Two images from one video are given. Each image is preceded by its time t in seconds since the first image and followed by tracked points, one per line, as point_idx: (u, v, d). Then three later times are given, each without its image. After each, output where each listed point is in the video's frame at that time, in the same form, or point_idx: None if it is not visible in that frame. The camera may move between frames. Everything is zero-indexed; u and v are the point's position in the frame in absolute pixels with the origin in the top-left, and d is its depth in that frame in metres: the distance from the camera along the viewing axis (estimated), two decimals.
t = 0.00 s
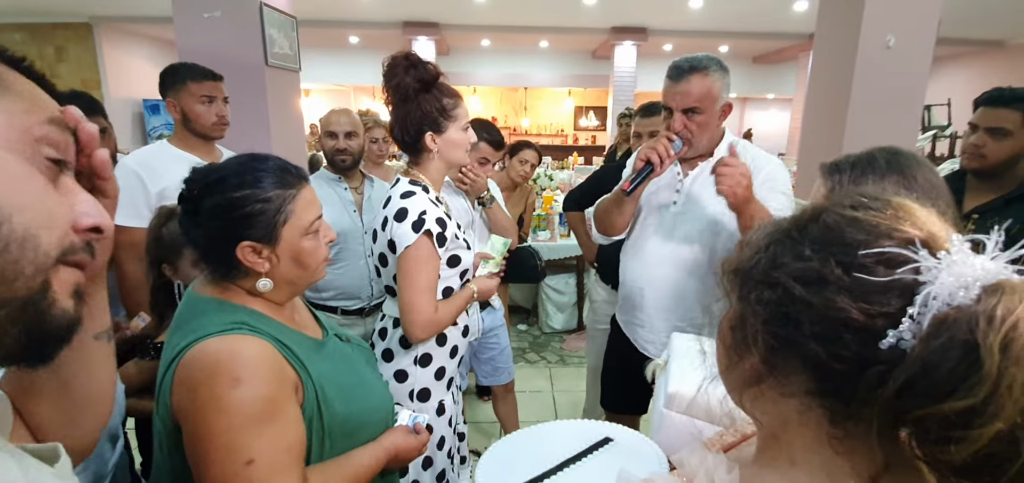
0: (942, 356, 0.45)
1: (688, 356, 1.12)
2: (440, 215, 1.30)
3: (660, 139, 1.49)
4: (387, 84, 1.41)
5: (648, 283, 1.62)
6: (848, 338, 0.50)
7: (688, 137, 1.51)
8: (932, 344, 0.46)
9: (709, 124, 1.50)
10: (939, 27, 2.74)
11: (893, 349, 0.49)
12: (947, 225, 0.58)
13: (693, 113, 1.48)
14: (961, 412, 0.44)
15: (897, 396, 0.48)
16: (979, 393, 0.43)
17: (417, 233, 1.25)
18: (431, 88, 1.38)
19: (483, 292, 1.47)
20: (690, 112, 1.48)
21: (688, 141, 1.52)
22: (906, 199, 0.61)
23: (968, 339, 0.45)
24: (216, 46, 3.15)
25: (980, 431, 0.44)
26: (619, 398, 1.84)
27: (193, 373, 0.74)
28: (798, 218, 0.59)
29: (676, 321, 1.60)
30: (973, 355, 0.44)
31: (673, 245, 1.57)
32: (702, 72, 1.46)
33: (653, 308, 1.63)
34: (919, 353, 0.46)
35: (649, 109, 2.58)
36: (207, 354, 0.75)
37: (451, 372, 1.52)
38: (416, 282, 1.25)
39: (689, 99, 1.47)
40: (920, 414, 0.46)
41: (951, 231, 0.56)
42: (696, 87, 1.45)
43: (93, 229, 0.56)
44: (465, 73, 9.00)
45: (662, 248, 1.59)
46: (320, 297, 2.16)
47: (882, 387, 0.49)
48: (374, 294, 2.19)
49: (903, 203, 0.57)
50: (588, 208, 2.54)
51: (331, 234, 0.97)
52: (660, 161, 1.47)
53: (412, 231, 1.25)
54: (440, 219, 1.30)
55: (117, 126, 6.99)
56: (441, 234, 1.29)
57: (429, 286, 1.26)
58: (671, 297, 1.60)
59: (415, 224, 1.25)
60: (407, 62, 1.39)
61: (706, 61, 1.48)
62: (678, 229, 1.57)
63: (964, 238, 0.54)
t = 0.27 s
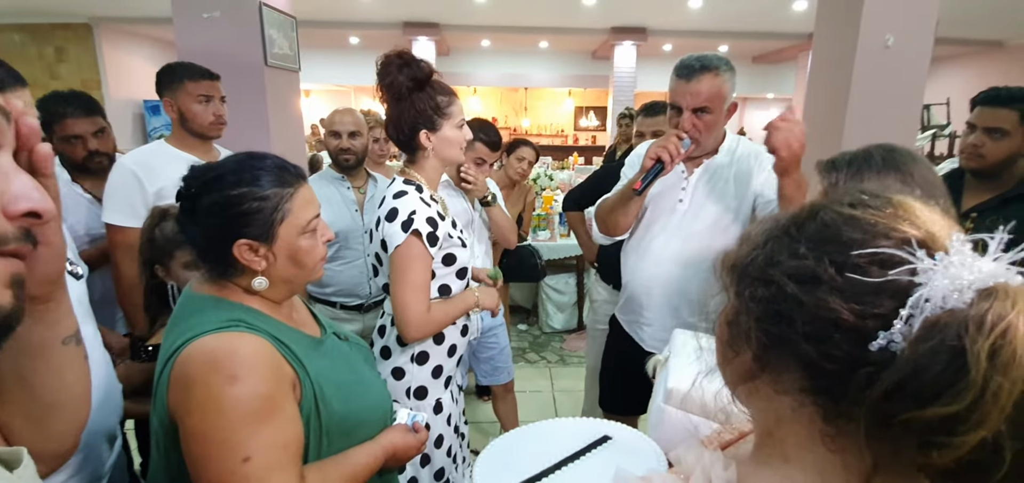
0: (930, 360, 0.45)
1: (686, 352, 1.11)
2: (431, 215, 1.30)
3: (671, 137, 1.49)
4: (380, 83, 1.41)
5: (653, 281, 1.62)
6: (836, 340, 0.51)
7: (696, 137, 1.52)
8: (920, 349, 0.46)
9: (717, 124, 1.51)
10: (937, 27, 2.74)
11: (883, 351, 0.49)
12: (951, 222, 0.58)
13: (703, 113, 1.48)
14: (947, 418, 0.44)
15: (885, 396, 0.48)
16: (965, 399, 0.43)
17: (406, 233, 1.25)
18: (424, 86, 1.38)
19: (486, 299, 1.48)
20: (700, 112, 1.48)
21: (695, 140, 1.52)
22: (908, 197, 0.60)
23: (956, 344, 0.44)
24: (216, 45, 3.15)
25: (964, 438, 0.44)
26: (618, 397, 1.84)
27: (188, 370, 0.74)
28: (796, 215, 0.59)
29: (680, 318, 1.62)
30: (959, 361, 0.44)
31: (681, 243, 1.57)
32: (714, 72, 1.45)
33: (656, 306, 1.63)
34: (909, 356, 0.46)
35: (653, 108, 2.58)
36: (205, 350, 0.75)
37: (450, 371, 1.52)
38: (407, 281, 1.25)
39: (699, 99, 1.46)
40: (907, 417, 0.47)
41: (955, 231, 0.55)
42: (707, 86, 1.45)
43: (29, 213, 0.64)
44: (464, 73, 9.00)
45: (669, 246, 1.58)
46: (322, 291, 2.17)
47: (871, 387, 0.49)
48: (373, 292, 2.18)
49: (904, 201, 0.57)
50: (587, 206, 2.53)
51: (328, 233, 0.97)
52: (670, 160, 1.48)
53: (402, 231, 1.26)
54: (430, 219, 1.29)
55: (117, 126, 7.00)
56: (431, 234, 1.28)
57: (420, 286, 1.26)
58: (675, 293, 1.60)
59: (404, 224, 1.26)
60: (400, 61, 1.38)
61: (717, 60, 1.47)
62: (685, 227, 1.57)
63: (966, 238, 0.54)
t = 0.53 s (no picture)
0: (893, 371, 0.46)
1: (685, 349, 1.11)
2: (426, 216, 1.30)
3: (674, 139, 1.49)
4: (381, 82, 1.42)
5: (654, 280, 1.62)
6: (809, 346, 0.51)
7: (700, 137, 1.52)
8: (888, 358, 0.46)
9: (721, 121, 1.51)
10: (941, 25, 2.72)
11: (857, 357, 0.49)
12: (949, 225, 0.57)
13: (704, 113, 1.48)
14: (911, 429, 0.46)
15: (856, 400, 0.49)
16: (926, 411, 0.45)
17: (400, 234, 1.26)
18: (422, 86, 1.39)
19: (482, 305, 1.47)
20: (701, 112, 1.49)
21: (699, 140, 1.52)
22: (905, 198, 0.59)
23: (920, 357, 0.45)
24: (218, 47, 3.16)
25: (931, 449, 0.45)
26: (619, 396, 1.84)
27: (191, 369, 0.75)
28: (788, 215, 0.59)
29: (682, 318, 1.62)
30: (922, 373, 0.45)
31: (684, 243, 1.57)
32: (712, 72, 1.46)
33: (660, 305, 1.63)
34: (879, 366, 0.47)
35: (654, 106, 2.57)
36: (204, 349, 0.75)
37: (452, 370, 1.52)
38: (402, 281, 1.26)
39: (700, 99, 1.47)
40: (875, 424, 0.48)
41: (950, 236, 0.54)
42: (707, 86, 1.46)
43: None
44: (466, 73, 9.00)
45: (672, 246, 1.58)
46: (325, 291, 2.19)
47: (844, 392, 0.50)
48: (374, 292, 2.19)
49: (898, 204, 0.56)
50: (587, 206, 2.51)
51: (330, 233, 0.97)
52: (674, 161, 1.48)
53: (395, 231, 1.26)
54: (426, 220, 1.29)
55: (122, 128, 7.03)
56: (427, 235, 1.28)
57: (413, 287, 1.27)
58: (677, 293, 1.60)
59: (398, 225, 1.27)
60: (400, 59, 1.38)
61: (716, 58, 1.48)
62: (688, 228, 1.57)
63: (958, 244, 0.52)
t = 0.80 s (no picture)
0: (901, 378, 0.46)
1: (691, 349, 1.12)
2: (430, 215, 1.30)
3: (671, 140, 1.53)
4: (387, 82, 1.42)
5: (657, 281, 1.61)
6: (814, 352, 0.51)
7: (700, 136, 1.52)
8: (897, 365, 0.46)
9: (721, 118, 1.50)
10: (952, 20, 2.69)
11: (865, 364, 0.48)
12: (959, 223, 0.56)
13: (702, 112, 1.49)
14: (920, 441, 0.46)
15: (862, 410, 0.49)
16: (937, 421, 0.45)
17: (403, 234, 1.26)
18: (427, 85, 1.39)
19: (488, 302, 1.47)
20: (698, 111, 1.49)
21: (698, 139, 1.53)
22: (913, 196, 0.58)
23: (929, 364, 0.45)
24: (226, 49, 3.18)
25: (936, 462, 0.46)
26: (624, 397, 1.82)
27: (197, 369, 0.75)
28: (791, 216, 0.59)
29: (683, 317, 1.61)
30: (932, 380, 0.45)
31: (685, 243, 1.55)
32: (706, 70, 1.47)
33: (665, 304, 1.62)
34: (887, 373, 0.46)
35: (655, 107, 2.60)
36: (209, 350, 0.76)
37: (457, 370, 1.52)
38: (404, 279, 1.26)
39: (695, 98, 1.48)
40: (883, 434, 0.48)
41: (960, 236, 0.53)
42: (702, 84, 1.46)
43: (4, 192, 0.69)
44: (473, 73, 9.02)
45: (674, 246, 1.57)
46: (331, 295, 2.20)
47: (850, 399, 0.49)
48: (379, 294, 2.21)
49: (905, 203, 0.55)
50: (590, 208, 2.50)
51: (335, 233, 0.98)
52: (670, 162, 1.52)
53: (399, 231, 1.26)
54: (430, 220, 1.29)
55: (133, 129, 7.12)
56: (430, 235, 1.27)
57: (416, 286, 1.27)
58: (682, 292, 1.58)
59: (401, 225, 1.27)
60: (406, 59, 1.38)
61: (710, 57, 1.48)
62: (690, 228, 1.55)
63: (970, 244, 0.51)
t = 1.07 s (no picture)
0: (908, 389, 0.46)
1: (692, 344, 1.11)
2: (435, 216, 1.30)
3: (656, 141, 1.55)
4: (389, 82, 1.43)
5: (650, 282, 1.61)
6: (817, 361, 0.50)
7: (686, 136, 1.54)
8: (901, 377, 0.46)
9: (707, 120, 1.50)
10: (959, 16, 2.66)
11: (870, 372, 0.48)
12: (962, 224, 0.55)
13: (688, 113, 1.50)
14: (929, 454, 0.47)
15: (868, 423, 0.49)
16: (949, 432, 0.45)
17: (409, 234, 1.26)
18: (431, 85, 1.39)
19: (495, 299, 1.47)
20: (683, 112, 1.51)
21: (685, 139, 1.54)
22: (914, 196, 0.57)
23: (938, 374, 0.45)
24: (229, 51, 3.19)
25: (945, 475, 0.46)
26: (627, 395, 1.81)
27: (199, 373, 0.75)
28: (790, 219, 0.58)
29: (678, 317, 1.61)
30: (942, 390, 0.45)
31: (674, 243, 1.55)
32: (690, 71, 1.47)
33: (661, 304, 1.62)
34: (894, 382, 0.46)
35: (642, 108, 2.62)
36: (213, 353, 0.76)
37: (461, 370, 1.51)
38: (411, 280, 1.26)
39: (680, 99, 1.49)
40: (891, 445, 0.48)
41: (964, 238, 0.52)
42: (687, 86, 1.47)
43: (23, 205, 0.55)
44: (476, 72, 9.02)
45: (665, 246, 1.57)
46: (330, 298, 2.19)
47: (856, 410, 0.49)
48: (379, 297, 2.23)
49: (907, 204, 0.54)
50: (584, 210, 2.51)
51: (337, 235, 0.98)
52: (656, 163, 1.56)
53: (406, 232, 1.26)
54: (435, 220, 1.29)
55: (139, 132, 7.17)
56: (436, 235, 1.28)
57: (422, 287, 1.27)
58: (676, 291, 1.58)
59: (408, 226, 1.27)
60: (410, 59, 1.38)
61: (695, 58, 1.48)
62: (680, 228, 1.55)
63: (974, 245, 0.52)
